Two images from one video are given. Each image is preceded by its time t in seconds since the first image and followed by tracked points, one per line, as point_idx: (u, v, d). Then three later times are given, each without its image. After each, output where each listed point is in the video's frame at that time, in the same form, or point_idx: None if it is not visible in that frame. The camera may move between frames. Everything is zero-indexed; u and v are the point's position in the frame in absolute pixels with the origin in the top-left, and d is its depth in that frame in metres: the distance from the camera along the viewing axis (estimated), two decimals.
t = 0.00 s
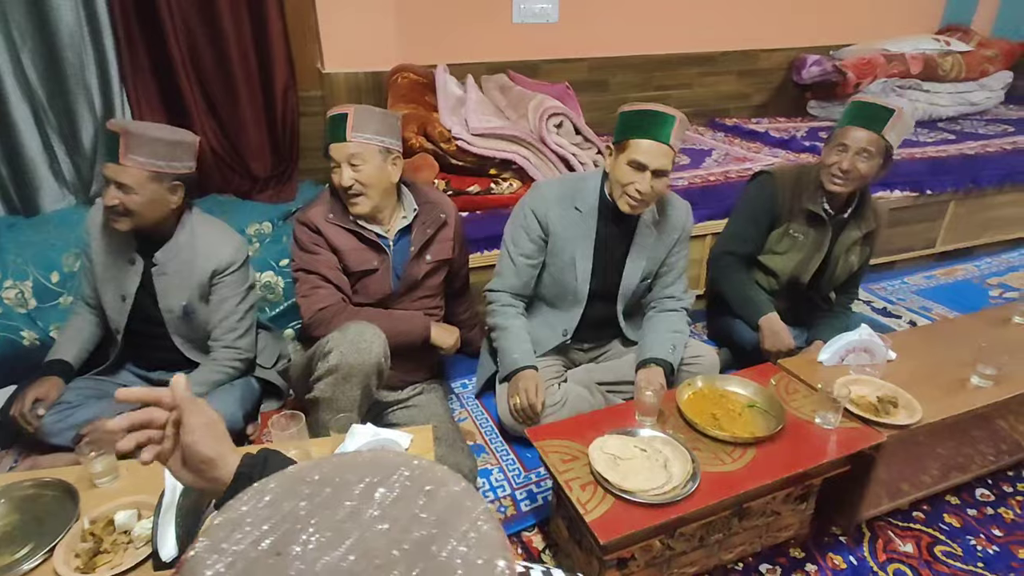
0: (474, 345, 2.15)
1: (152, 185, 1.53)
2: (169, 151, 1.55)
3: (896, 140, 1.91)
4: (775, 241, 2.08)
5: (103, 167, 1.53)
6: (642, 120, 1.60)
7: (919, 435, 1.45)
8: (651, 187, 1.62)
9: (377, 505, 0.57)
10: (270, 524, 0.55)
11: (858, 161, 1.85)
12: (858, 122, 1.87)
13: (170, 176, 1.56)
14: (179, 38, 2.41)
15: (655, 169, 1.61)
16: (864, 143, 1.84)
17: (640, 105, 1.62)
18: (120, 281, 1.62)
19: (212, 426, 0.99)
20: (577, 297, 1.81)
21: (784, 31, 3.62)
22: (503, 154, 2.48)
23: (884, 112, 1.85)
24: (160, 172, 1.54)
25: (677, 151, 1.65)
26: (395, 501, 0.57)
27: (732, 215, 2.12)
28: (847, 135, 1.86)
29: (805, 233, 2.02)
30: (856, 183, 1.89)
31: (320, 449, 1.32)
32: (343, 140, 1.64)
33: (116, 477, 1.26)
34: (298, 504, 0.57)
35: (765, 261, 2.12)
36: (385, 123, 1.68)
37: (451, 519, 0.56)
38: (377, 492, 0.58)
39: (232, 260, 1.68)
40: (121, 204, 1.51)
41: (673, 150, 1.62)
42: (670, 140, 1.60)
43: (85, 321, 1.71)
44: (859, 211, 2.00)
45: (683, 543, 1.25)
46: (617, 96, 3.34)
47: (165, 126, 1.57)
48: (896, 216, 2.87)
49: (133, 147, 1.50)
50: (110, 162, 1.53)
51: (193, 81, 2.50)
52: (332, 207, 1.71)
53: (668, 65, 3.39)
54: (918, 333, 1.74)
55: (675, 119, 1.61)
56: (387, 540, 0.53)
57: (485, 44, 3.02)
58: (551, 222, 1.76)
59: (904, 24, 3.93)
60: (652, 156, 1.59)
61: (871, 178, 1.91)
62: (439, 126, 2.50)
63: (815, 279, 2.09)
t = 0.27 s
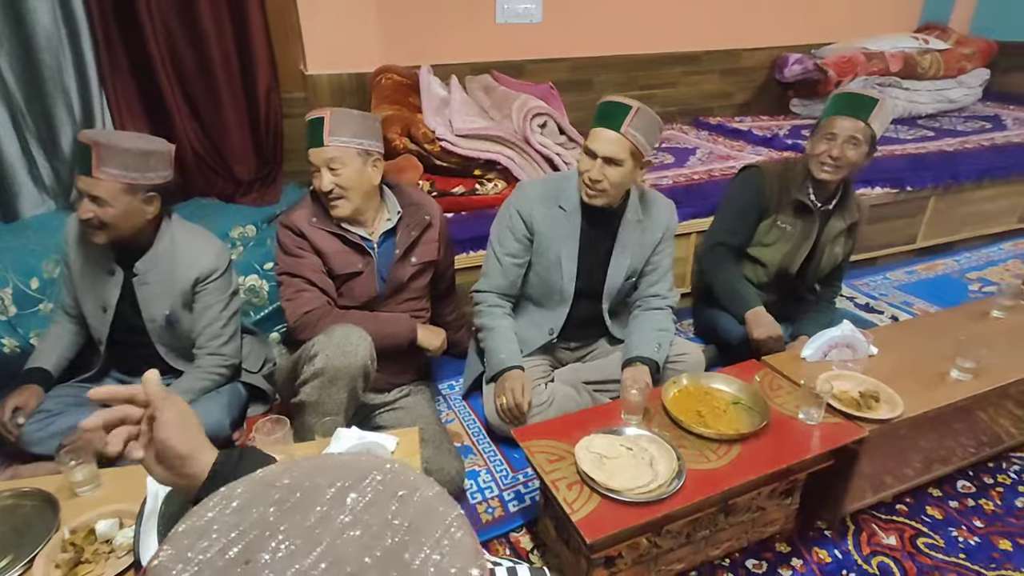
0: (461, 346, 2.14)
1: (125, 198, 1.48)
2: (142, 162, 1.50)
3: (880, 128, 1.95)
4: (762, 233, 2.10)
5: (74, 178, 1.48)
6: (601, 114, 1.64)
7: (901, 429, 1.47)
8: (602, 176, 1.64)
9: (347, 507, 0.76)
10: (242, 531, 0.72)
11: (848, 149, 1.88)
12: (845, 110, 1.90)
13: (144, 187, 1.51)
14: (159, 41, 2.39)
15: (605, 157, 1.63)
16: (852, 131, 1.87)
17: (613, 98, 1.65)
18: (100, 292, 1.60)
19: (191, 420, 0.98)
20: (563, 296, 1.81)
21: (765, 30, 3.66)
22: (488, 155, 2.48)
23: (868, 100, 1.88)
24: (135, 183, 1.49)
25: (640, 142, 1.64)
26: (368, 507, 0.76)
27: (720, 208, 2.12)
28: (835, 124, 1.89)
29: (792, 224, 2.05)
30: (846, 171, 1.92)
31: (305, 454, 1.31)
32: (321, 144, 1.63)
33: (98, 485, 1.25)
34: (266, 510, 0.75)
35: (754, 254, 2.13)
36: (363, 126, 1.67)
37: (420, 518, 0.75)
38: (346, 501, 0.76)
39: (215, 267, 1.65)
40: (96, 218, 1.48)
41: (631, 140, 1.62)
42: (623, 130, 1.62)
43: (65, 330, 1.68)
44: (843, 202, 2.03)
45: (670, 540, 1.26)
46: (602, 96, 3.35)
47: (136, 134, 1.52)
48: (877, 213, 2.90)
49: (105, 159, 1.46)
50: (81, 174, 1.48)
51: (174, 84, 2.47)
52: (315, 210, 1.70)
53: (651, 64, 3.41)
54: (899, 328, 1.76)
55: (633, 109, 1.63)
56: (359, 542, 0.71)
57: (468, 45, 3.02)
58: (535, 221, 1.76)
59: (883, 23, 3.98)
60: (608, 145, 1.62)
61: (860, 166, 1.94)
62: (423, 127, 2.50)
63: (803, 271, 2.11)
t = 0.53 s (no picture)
0: (454, 348, 2.14)
1: (115, 201, 1.47)
2: (130, 163, 1.48)
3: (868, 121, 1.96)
4: (756, 226, 2.10)
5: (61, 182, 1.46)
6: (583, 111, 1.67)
7: (892, 425, 1.48)
8: (585, 169, 1.65)
9: (353, 514, 0.78)
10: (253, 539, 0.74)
11: (841, 141, 1.89)
12: (835, 105, 1.90)
13: (133, 189, 1.49)
14: (147, 44, 2.37)
15: (588, 150, 1.64)
16: (844, 124, 1.87)
17: (596, 95, 1.67)
18: (90, 296, 1.58)
19: (210, 426, 1.05)
20: (553, 294, 1.81)
21: (754, 30, 3.68)
22: (479, 156, 2.48)
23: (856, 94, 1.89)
24: (123, 185, 1.47)
25: (622, 137, 1.65)
26: (371, 513, 0.79)
27: (715, 200, 2.12)
28: (827, 117, 1.89)
29: (784, 216, 2.05)
30: (838, 163, 1.93)
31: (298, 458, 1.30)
32: (308, 148, 1.62)
33: (89, 493, 1.24)
34: (271, 515, 0.77)
35: (747, 246, 2.13)
36: (349, 128, 1.67)
37: (427, 528, 0.76)
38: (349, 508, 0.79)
39: (205, 271, 1.65)
40: (85, 220, 1.46)
41: (613, 134, 1.63)
42: (605, 123, 1.63)
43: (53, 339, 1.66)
44: (832, 196, 2.04)
45: (664, 540, 1.26)
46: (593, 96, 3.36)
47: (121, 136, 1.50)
48: (867, 211, 2.92)
49: (92, 161, 1.44)
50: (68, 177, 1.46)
51: (164, 88, 2.46)
52: (305, 213, 1.70)
53: (642, 64, 3.42)
54: (889, 325, 1.78)
55: (611, 104, 1.65)
56: (364, 551, 0.73)
57: (459, 46, 3.02)
58: (524, 219, 1.77)
59: (871, 22, 4.01)
60: (589, 139, 1.63)
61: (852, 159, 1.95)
62: (414, 129, 2.49)
63: (794, 263, 2.12)
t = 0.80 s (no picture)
0: (456, 350, 2.14)
1: (98, 199, 1.43)
2: (106, 159, 1.44)
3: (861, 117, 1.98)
4: (757, 223, 2.10)
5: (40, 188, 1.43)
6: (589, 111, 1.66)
7: (894, 424, 1.48)
8: (589, 169, 1.65)
9: (384, 545, 0.85)
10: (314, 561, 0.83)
11: (838, 137, 1.89)
12: (829, 102, 1.91)
13: (116, 185, 1.46)
14: (147, 46, 2.38)
15: (592, 150, 1.64)
16: (840, 119, 1.88)
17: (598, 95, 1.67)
18: (92, 304, 1.57)
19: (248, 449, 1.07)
20: (557, 294, 1.81)
21: (754, 29, 3.68)
22: (480, 158, 2.48)
23: (849, 91, 1.91)
24: (101, 182, 1.43)
25: (626, 137, 1.65)
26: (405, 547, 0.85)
27: (715, 199, 2.12)
28: (823, 113, 1.90)
29: (784, 212, 2.05)
30: (836, 158, 1.93)
31: (301, 461, 1.31)
32: (308, 152, 1.62)
33: (93, 496, 1.24)
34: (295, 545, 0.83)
35: (749, 244, 2.13)
36: (349, 131, 1.67)
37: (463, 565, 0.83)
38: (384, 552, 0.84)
39: (204, 268, 1.65)
40: (71, 224, 1.43)
41: (618, 134, 1.63)
42: (610, 124, 1.63)
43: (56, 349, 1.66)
44: (831, 192, 2.05)
45: (667, 540, 1.26)
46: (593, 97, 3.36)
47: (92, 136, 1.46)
48: (868, 210, 2.92)
49: (66, 162, 1.40)
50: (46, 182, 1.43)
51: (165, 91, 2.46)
52: (306, 216, 1.71)
53: (642, 65, 3.42)
54: (892, 324, 1.77)
55: (617, 104, 1.63)
56: None
57: (459, 48, 3.02)
58: (527, 219, 1.77)
59: (871, 21, 4.01)
60: (594, 139, 1.63)
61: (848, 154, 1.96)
62: (415, 131, 2.49)
63: (795, 260, 2.12)
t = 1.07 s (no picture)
0: (468, 351, 2.15)
1: (94, 194, 1.45)
2: (104, 156, 1.46)
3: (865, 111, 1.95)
4: (763, 225, 2.09)
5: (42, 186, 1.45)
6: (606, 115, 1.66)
7: (909, 427, 1.47)
8: (606, 172, 1.64)
9: (401, 561, 0.91)
10: None
11: (840, 135, 1.87)
12: (829, 100, 1.89)
13: (112, 182, 1.47)
14: (163, 50, 2.41)
15: (610, 153, 1.64)
16: (841, 118, 1.86)
17: (617, 98, 1.68)
18: (93, 306, 1.60)
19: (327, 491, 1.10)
20: (569, 295, 1.81)
21: (766, 30, 3.66)
22: (491, 160, 2.49)
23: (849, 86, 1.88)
24: (99, 177, 1.45)
25: (644, 141, 1.65)
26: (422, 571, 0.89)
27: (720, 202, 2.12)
28: (824, 113, 1.88)
29: (790, 213, 2.04)
30: (840, 156, 1.91)
31: (315, 460, 1.32)
32: (322, 155, 1.64)
33: (110, 494, 1.26)
34: (318, 562, 0.90)
35: (756, 245, 2.12)
36: (362, 134, 1.68)
37: None
38: None
39: (205, 262, 1.67)
40: (66, 218, 1.44)
41: (636, 137, 1.63)
42: (629, 126, 1.63)
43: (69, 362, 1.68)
44: (838, 190, 2.03)
45: (679, 542, 1.26)
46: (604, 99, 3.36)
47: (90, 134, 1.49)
48: (882, 211, 2.90)
49: (65, 157, 1.42)
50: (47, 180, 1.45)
51: (179, 94, 2.49)
52: (318, 218, 1.72)
53: (653, 66, 3.41)
54: (906, 326, 1.76)
55: (636, 107, 1.64)
56: None
57: (470, 51, 3.03)
58: (541, 219, 1.78)
59: (885, 21, 3.98)
60: (613, 142, 1.63)
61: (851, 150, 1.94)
62: (426, 133, 2.50)
63: (804, 259, 2.10)
